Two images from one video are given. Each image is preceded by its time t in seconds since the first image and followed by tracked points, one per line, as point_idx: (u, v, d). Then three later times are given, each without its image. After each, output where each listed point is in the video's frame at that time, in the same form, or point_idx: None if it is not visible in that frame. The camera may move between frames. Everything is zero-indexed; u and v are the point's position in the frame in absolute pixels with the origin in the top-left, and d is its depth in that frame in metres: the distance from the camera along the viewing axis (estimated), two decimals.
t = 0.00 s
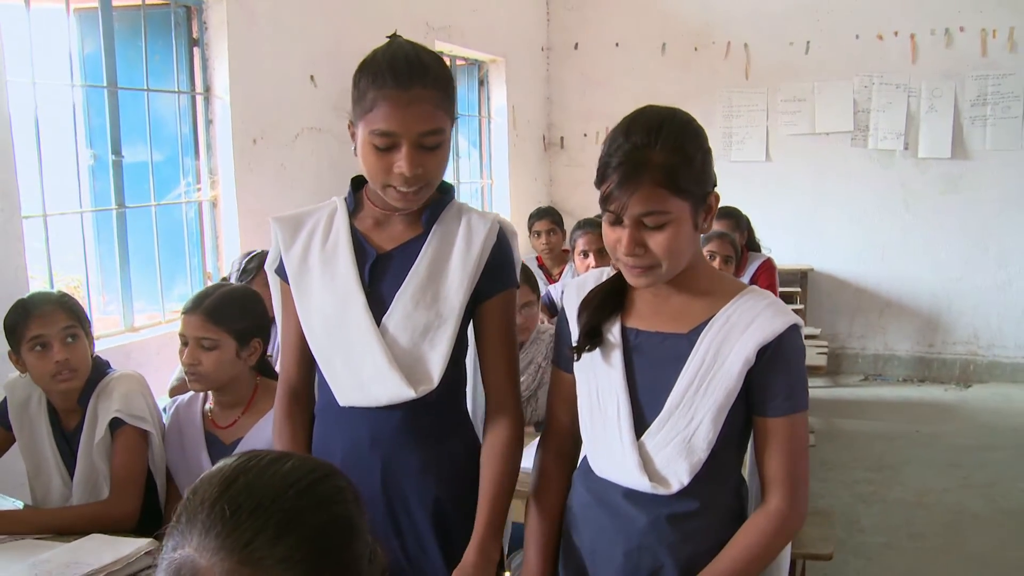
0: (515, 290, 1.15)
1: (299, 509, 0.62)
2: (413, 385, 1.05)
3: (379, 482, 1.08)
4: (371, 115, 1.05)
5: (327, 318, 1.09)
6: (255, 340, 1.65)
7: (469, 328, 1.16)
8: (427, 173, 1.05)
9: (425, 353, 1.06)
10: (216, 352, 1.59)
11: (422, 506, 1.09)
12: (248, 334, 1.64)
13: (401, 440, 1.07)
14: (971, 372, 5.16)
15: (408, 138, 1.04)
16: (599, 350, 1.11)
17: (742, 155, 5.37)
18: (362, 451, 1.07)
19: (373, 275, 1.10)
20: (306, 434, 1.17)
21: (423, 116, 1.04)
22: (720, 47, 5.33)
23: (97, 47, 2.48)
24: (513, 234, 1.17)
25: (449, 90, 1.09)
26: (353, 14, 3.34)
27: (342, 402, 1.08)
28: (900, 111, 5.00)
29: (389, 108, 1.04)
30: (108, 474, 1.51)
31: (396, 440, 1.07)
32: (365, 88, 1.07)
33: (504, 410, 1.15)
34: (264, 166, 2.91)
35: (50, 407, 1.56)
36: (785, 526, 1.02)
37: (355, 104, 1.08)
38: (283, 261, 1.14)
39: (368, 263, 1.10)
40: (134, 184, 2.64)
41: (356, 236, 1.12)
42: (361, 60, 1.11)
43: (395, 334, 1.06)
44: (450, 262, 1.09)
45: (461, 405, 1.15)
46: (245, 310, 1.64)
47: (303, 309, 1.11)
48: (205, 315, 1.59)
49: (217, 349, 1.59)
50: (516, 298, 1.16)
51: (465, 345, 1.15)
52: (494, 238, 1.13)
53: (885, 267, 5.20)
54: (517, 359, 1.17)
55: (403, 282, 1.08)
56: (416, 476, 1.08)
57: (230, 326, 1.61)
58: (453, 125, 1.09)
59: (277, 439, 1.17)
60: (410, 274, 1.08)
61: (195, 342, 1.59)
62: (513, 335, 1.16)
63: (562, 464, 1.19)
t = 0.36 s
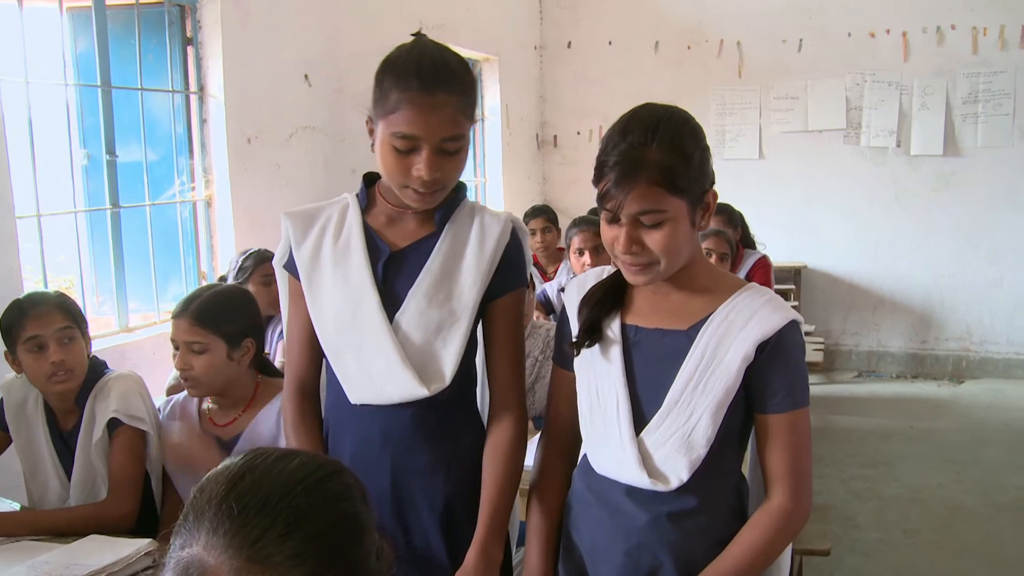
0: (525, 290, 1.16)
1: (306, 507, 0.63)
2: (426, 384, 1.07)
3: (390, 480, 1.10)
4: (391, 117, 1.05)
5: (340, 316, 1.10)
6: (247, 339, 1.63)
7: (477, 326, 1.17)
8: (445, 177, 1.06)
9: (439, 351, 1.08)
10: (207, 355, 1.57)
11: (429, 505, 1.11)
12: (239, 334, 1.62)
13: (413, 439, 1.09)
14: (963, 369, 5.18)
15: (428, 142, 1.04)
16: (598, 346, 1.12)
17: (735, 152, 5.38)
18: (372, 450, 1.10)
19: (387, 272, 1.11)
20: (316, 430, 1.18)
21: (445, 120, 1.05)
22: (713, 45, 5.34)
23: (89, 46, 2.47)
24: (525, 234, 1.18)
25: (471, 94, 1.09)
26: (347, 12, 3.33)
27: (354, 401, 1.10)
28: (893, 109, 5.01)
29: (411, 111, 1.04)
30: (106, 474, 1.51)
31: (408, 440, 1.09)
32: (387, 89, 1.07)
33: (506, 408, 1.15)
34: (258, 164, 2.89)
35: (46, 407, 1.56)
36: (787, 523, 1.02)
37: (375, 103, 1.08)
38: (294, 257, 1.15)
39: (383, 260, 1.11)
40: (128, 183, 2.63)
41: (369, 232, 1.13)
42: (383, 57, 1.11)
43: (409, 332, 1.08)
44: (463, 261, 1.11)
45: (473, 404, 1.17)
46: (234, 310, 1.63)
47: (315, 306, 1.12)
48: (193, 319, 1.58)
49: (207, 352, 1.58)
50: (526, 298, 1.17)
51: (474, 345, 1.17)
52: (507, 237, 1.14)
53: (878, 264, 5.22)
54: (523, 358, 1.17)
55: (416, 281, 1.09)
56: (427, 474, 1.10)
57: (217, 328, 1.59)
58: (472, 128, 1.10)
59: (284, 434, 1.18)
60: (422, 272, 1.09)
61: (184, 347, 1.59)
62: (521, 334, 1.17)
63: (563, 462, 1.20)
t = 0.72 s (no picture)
0: (540, 291, 1.18)
1: (314, 505, 0.63)
2: (444, 385, 1.09)
3: (400, 478, 1.11)
4: (421, 116, 1.06)
5: (357, 315, 1.12)
6: (225, 339, 1.58)
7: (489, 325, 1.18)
8: (471, 178, 1.07)
9: (458, 351, 1.10)
10: (184, 358, 1.53)
11: (441, 503, 1.12)
12: (216, 334, 1.57)
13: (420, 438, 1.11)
14: (954, 368, 5.21)
15: (459, 142, 1.05)
16: (596, 345, 1.12)
17: (727, 152, 5.39)
18: (383, 448, 1.11)
19: (406, 271, 1.13)
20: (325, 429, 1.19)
21: (476, 121, 1.06)
22: (705, 45, 5.35)
23: (83, 44, 2.46)
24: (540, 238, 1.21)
25: (500, 97, 1.11)
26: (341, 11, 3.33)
27: (368, 399, 1.11)
28: (884, 109, 5.04)
29: (442, 111, 1.05)
30: (102, 472, 1.50)
31: (418, 438, 1.11)
32: (420, 86, 1.08)
33: (515, 407, 1.16)
34: (251, 164, 2.89)
35: (42, 406, 1.55)
36: (786, 521, 1.03)
37: (405, 102, 1.09)
38: (309, 253, 1.16)
39: (401, 260, 1.13)
40: (121, 182, 2.62)
41: (388, 231, 1.15)
42: (414, 54, 1.12)
43: (426, 331, 1.09)
44: (484, 263, 1.13)
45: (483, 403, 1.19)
46: (211, 310, 1.58)
47: (331, 303, 1.14)
48: (167, 322, 1.53)
49: (185, 356, 1.53)
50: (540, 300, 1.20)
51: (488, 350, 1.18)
52: (524, 240, 1.17)
53: (870, 264, 5.25)
54: (533, 358, 1.19)
55: (435, 280, 1.12)
56: (435, 472, 1.12)
57: (195, 330, 1.54)
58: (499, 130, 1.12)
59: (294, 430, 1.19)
60: (442, 272, 1.12)
61: (162, 351, 1.54)
62: (531, 333, 1.19)
63: (564, 461, 1.21)
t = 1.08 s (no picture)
0: (537, 288, 1.19)
1: (315, 505, 0.63)
2: (442, 383, 1.09)
3: (396, 476, 1.11)
4: (418, 113, 1.07)
5: (353, 313, 1.12)
6: (195, 356, 1.52)
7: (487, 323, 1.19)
8: (467, 175, 1.07)
9: (456, 349, 1.11)
10: (154, 381, 1.48)
11: (437, 501, 1.13)
12: (186, 351, 1.51)
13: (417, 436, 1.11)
14: (947, 364, 5.23)
15: (456, 139, 1.06)
16: (592, 343, 1.13)
17: (720, 150, 5.40)
18: (380, 447, 1.12)
19: (402, 270, 1.14)
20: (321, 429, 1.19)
21: (474, 118, 1.07)
22: (698, 43, 5.36)
23: (75, 44, 2.45)
24: (535, 234, 1.21)
25: (495, 95, 1.11)
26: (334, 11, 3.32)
27: (365, 397, 1.11)
28: (875, 107, 5.06)
29: (438, 108, 1.05)
30: (97, 473, 1.51)
31: (414, 436, 1.11)
32: (415, 84, 1.08)
33: (513, 403, 1.18)
34: (245, 164, 2.88)
35: (38, 407, 1.55)
36: (783, 515, 1.03)
37: (400, 100, 1.10)
38: (305, 253, 1.16)
39: (397, 258, 1.13)
40: (114, 182, 2.62)
41: (383, 229, 1.15)
42: (409, 52, 1.13)
43: (424, 329, 1.10)
44: (479, 260, 1.14)
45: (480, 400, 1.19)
46: (177, 329, 1.51)
47: (327, 302, 1.14)
48: (133, 346, 1.47)
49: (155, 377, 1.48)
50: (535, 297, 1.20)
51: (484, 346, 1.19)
52: (519, 237, 1.18)
53: (863, 261, 5.27)
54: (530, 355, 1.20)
55: (431, 278, 1.12)
56: (432, 470, 1.12)
57: (163, 350, 1.48)
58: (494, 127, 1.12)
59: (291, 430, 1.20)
60: (437, 270, 1.12)
61: (131, 374, 1.48)
62: (529, 330, 1.20)
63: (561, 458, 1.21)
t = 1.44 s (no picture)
0: (525, 283, 1.19)
1: (317, 506, 0.63)
2: (429, 374, 1.09)
3: (390, 471, 1.12)
4: (403, 107, 1.07)
5: (342, 309, 1.12)
6: (198, 346, 1.55)
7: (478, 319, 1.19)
8: (453, 167, 1.07)
9: (442, 343, 1.11)
10: (158, 371, 1.50)
11: (431, 496, 1.13)
12: (189, 342, 1.54)
13: (410, 432, 1.11)
14: (941, 360, 5.26)
15: (440, 131, 1.06)
16: (586, 340, 1.13)
17: (715, 147, 5.41)
18: (372, 444, 1.12)
19: (390, 265, 1.14)
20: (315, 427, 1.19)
21: (457, 110, 1.07)
22: (692, 40, 5.37)
23: (69, 42, 2.44)
24: (523, 229, 1.21)
25: (479, 88, 1.11)
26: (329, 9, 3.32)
27: (355, 393, 1.11)
28: (869, 103, 5.07)
29: (423, 101, 1.06)
30: (94, 472, 1.51)
31: (407, 432, 1.11)
32: (398, 78, 1.08)
33: (507, 398, 1.18)
34: (240, 162, 2.87)
35: (35, 405, 1.54)
36: (780, 511, 1.04)
37: (384, 94, 1.10)
38: (294, 251, 1.17)
39: (384, 253, 1.13)
40: (109, 180, 2.61)
41: (371, 226, 1.15)
42: (393, 47, 1.13)
43: (411, 323, 1.10)
44: (466, 254, 1.14)
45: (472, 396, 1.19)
46: (180, 320, 1.54)
47: (315, 298, 1.14)
48: (139, 335, 1.49)
49: (158, 367, 1.50)
50: (524, 291, 1.20)
51: (473, 340, 1.19)
52: (507, 231, 1.18)
53: (857, 258, 5.29)
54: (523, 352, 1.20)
55: (419, 273, 1.12)
56: (425, 467, 1.12)
57: (167, 340, 1.50)
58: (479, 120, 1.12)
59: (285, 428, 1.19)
60: (425, 265, 1.12)
61: (133, 364, 1.50)
62: (521, 326, 1.20)
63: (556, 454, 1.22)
